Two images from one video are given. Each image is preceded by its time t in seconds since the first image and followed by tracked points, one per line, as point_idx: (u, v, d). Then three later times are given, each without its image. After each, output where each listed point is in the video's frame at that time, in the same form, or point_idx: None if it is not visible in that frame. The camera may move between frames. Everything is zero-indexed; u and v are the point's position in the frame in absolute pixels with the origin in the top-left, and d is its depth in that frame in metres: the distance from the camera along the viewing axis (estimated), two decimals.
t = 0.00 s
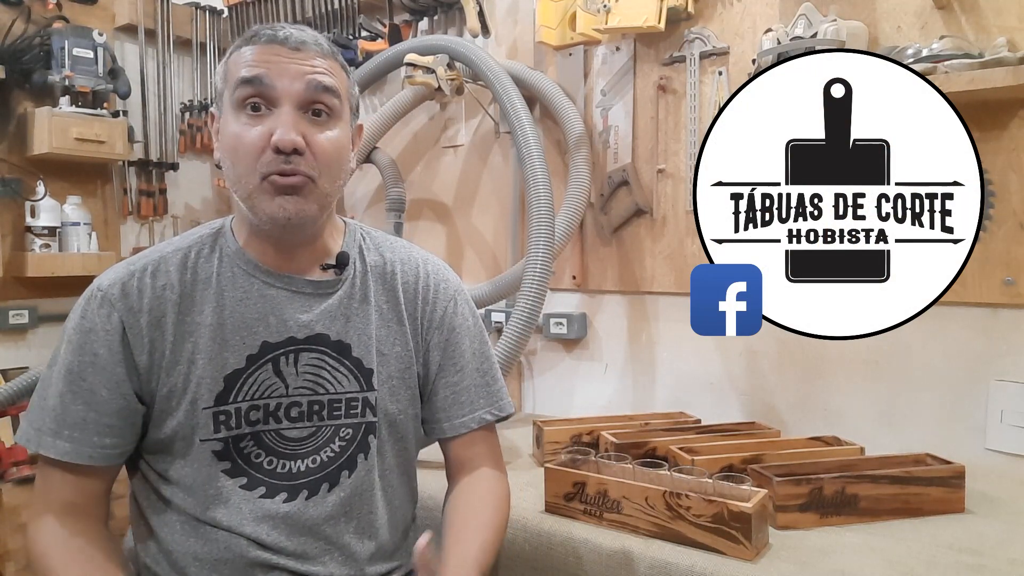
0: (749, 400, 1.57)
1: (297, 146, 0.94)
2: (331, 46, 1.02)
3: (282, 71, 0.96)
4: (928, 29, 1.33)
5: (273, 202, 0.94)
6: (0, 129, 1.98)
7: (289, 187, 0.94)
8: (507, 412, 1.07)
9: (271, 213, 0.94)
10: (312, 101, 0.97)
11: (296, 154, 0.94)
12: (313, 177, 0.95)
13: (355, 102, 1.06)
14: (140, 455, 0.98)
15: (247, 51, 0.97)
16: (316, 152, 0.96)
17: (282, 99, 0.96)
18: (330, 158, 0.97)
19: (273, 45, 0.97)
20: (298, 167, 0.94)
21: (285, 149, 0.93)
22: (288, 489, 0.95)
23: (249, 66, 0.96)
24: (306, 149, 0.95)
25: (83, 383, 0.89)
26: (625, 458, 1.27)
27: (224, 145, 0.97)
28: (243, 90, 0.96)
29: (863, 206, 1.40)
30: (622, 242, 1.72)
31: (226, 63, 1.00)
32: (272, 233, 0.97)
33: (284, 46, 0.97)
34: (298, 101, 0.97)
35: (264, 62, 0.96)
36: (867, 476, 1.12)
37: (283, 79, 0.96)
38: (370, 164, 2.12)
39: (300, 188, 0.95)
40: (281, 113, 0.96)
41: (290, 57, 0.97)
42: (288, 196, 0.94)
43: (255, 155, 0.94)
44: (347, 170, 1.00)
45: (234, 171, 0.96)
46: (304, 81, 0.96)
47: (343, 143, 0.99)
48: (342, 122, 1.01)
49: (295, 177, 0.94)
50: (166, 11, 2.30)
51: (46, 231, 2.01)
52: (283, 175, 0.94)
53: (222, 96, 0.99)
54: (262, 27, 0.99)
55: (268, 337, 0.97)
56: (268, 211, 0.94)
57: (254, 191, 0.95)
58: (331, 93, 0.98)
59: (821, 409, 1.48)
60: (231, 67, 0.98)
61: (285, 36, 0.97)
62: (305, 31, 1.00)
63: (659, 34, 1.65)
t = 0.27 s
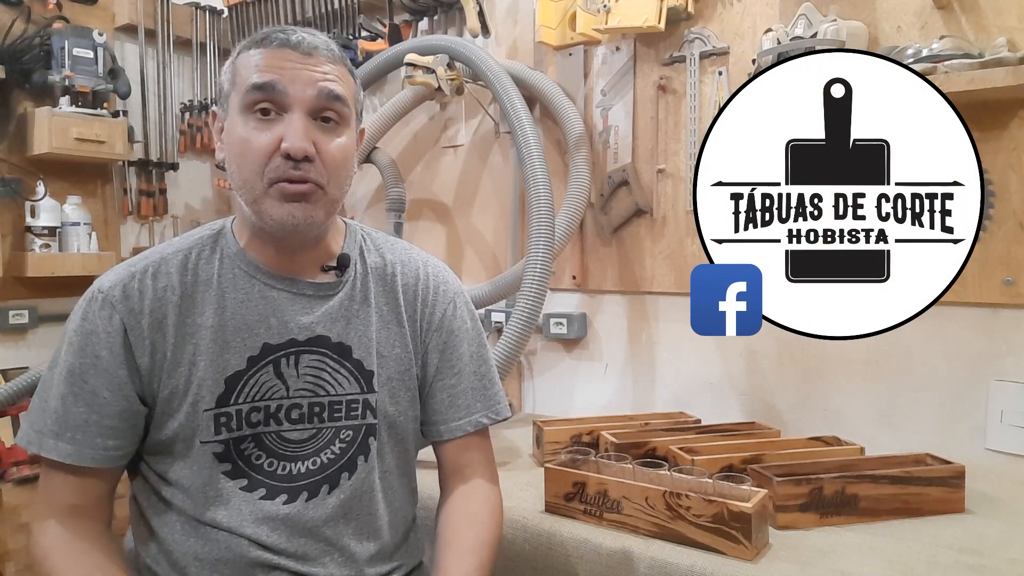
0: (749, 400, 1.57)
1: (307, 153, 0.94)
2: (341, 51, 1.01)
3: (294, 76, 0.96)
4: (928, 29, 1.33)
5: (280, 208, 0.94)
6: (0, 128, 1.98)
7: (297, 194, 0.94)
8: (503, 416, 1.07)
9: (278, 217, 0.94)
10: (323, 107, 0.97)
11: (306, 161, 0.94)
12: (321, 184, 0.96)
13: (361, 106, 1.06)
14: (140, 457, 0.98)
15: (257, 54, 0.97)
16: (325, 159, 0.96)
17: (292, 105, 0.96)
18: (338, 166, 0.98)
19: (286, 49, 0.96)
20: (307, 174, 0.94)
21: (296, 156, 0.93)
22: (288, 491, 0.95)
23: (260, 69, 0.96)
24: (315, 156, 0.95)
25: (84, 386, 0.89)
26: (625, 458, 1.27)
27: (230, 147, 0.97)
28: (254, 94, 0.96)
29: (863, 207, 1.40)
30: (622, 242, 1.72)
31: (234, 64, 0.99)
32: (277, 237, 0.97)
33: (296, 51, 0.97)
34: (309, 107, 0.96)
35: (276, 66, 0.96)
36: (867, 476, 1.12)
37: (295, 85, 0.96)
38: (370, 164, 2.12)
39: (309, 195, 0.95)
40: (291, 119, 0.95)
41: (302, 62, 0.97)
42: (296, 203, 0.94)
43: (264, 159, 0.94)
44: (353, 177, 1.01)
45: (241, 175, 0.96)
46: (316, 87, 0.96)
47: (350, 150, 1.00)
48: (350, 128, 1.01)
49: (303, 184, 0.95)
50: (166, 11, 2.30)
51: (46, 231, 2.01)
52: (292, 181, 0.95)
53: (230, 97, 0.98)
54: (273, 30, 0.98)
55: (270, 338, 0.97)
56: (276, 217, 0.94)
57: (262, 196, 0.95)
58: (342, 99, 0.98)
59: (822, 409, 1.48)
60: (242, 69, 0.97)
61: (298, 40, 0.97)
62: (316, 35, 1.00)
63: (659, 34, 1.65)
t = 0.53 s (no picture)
0: (749, 400, 1.57)
1: (312, 157, 0.94)
2: (347, 54, 1.01)
3: (300, 77, 0.96)
4: (928, 29, 1.33)
5: (283, 211, 0.94)
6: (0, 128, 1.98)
7: (301, 198, 0.94)
8: (502, 416, 1.07)
9: (282, 221, 0.94)
10: (328, 110, 0.97)
11: (310, 165, 0.94)
12: (325, 188, 0.96)
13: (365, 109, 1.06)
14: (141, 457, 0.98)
15: (263, 54, 0.96)
16: (329, 163, 0.96)
17: (297, 107, 0.96)
18: (343, 171, 0.98)
19: (292, 50, 0.96)
20: (311, 178, 0.95)
21: (300, 159, 0.93)
22: (289, 492, 0.95)
23: (266, 70, 0.96)
24: (320, 160, 0.95)
25: (86, 387, 0.89)
26: (625, 458, 1.27)
27: (233, 148, 0.96)
28: (259, 95, 0.95)
29: (864, 206, 1.40)
30: (622, 242, 1.72)
31: (239, 63, 0.98)
32: (279, 239, 0.97)
33: (303, 52, 0.97)
34: (315, 110, 0.96)
35: (282, 67, 0.96)
36: (867, 475, 1.12)
37: (301, 88, 0.96)
38: (370, 164, 2.12)
39: (312, 199, 0.95)
40: (296, 121, 0.95)
41: (308, 64, 0.96)
42: (299, 206, 0.94)
43: (269, 162, 0.94)
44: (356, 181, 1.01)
45: (244, 176, 0.96)
46: (322, 90, 0.96)
47: (355, 154, 1.00)
48: (355, 132, 1.01)
49: (307, 188, 0.95)
50: (166, 11, 2.30)
51: (47, 231, 2.01)
52: (295, 184, 0.95)
53: (234, 97, 0.98)
54: (279, 30, 0.98)
55: (271, 339, 0.97)
56: (278, 220, 0.94)
57: (264, 197, 0.95)
58: (347, 103, 0.98)
59: (822, 409, 1.48)
60: (248, 69, 0.97)
61: (305, 41, 0.97)
62: (322, 36, 1.00)
63: (659, 34, 1.65)
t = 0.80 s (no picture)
0: (749, 400, 1.57)
1: (315, 164, 0.94)
2: (356, 60, 1.01)
3: (308, 82, 0.95)
4: (928, 29, 1.33)
5: (284, 216, 0.94)
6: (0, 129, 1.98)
7: (302, 203, 0.94)
8: (495, 424, 1.07)
9: (281, 224, 0.94)
10: (334, 116, 0.97)
11: (313, 172, 0.94)
12: (327, 194, 0.96)
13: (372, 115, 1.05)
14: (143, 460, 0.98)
15: (272, 58, 0.96)
16: (333, 169, 0.96)
17: (303, 113, 0.95)
18: (346, 177, 0.98)
19: (301, 55, 0.96)
20: (314, 184, 0.94)
21: (304, 165, 0.93)
22: (290, 497, 0.95)
23: (273, 74, 0.96)
24: (324, 167, 0.95)
25: (90, 391, 0.88)
26: (625, 458, 1.27)
27: (237, 150, 0.96)
28: (265, 99, 0.95)
29: (864, 206, 1.40)
30: (622, 242, 1.72)
31: (248, 66, 0.98)
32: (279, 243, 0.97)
33: (312, 57, 0.96)
34: (321, 115, 0.96)
35: (290, 72, 0.95)
36: (867, 476, 1.12)
37: (308, 93, 0.95)
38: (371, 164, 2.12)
39: (314, 205, 0.95)
40: (301, 127, 0.95)
41: (316, 70, 0.96)
42: (300, 212, 0.94)
43: (271, 166, 0.94)
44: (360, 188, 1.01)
45: (246, 179, 0.95)
46: (329, 96, 0.96)
47: (360, 161, 1.00)
48: (361, 139, 1.01)
49: (309, 194, 0.94)
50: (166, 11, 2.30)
51: (46, 231, 2.01)
52: (297, 189, 0.94)
53: (241, 99, 0.98)
54: (288, 33, 0.98)
55: (274, 343, 0.97)
56: (279, 224, 0.94)
57: (266, 200, 0.94)
58: (354, 110, 0.98)
59: (821, 409, 1.48)
60: (256, 71, 0.97)
61: (313, 45, 0.97)
62: (332, 41, 1.00)
63: (659, 34, 1.65)
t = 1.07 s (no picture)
0: (749, 400, 1.57)
1: (312, 157, 0.94)
2: (352, 55, 1.01)
3: (303, 75, 0.95)
4: (928, 29, 1.33)
5: (282, 210, 0.94)
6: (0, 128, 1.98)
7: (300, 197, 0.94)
8: (487, 425, 1.06)
9: (279, 219, 0.94)
10: (331, 110, 0.97)
11: (310, 165, 0.94)
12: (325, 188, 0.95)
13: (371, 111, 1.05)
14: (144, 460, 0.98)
15: (268, 53, 0.97)
16: (330, 163, 0.96)
17: (300, 107, 0.95)
18: (344, 171, 0.97)
19: (296, 49, 0.96)
20: (311, 178, 0.94)
21: (301, 159, 0.93)
22: (291, 497, 0.95)
23: (269, 69, 0.96)
24: (321, 160, 0.95)
25: (92, 389, 0.88)
26: (625, 458, 1.27)
27: (235, 146, 0.96)
28: (262, 93, 0.95)
29: (864, 206, 1.40)
30: (622, 242, 1.72)
31: (244, 61, 0.98)
32: (278, 239, 0.97)
33: (308, 51, 0.97)
34: (318, 109, 0.96)
35: (286, 66, 0.96)
36: (867, 476, 1.12)
37: (304, 87, 0.95)
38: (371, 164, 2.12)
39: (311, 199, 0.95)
40: (298, 121, 0.95)
41: (313, 63, 0.96)
42: (298, 206, 0.94)
43: (267, 160, 0.94)
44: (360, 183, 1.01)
45: (244, 175, 0.95)
46: (325, 90, 0.96)
47: (358, 156, 1.00)
48: (359, 133, 1.00)
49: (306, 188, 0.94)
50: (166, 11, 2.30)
51: (46, 231, 2.01)
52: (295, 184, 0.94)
53: (238, 95, 0.98)
54: (284, 28, 0.98)
55: (274, 343, 0.97)
56: (276, 219, 0.94)
57: (263, 196, 0.94)
58: (351, 104, 0.98)
59: (821, 409, 1.48)
60: (252, 66, 0.97)
61: (309, 38, 0.97)
62: (328, 35, 1.00)
63: (659, 34, 1.65)
